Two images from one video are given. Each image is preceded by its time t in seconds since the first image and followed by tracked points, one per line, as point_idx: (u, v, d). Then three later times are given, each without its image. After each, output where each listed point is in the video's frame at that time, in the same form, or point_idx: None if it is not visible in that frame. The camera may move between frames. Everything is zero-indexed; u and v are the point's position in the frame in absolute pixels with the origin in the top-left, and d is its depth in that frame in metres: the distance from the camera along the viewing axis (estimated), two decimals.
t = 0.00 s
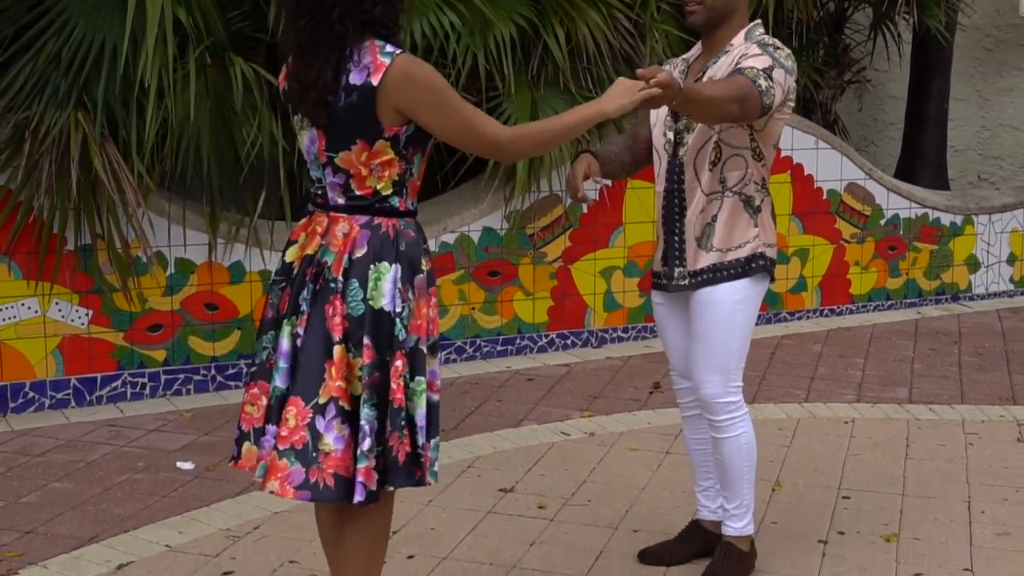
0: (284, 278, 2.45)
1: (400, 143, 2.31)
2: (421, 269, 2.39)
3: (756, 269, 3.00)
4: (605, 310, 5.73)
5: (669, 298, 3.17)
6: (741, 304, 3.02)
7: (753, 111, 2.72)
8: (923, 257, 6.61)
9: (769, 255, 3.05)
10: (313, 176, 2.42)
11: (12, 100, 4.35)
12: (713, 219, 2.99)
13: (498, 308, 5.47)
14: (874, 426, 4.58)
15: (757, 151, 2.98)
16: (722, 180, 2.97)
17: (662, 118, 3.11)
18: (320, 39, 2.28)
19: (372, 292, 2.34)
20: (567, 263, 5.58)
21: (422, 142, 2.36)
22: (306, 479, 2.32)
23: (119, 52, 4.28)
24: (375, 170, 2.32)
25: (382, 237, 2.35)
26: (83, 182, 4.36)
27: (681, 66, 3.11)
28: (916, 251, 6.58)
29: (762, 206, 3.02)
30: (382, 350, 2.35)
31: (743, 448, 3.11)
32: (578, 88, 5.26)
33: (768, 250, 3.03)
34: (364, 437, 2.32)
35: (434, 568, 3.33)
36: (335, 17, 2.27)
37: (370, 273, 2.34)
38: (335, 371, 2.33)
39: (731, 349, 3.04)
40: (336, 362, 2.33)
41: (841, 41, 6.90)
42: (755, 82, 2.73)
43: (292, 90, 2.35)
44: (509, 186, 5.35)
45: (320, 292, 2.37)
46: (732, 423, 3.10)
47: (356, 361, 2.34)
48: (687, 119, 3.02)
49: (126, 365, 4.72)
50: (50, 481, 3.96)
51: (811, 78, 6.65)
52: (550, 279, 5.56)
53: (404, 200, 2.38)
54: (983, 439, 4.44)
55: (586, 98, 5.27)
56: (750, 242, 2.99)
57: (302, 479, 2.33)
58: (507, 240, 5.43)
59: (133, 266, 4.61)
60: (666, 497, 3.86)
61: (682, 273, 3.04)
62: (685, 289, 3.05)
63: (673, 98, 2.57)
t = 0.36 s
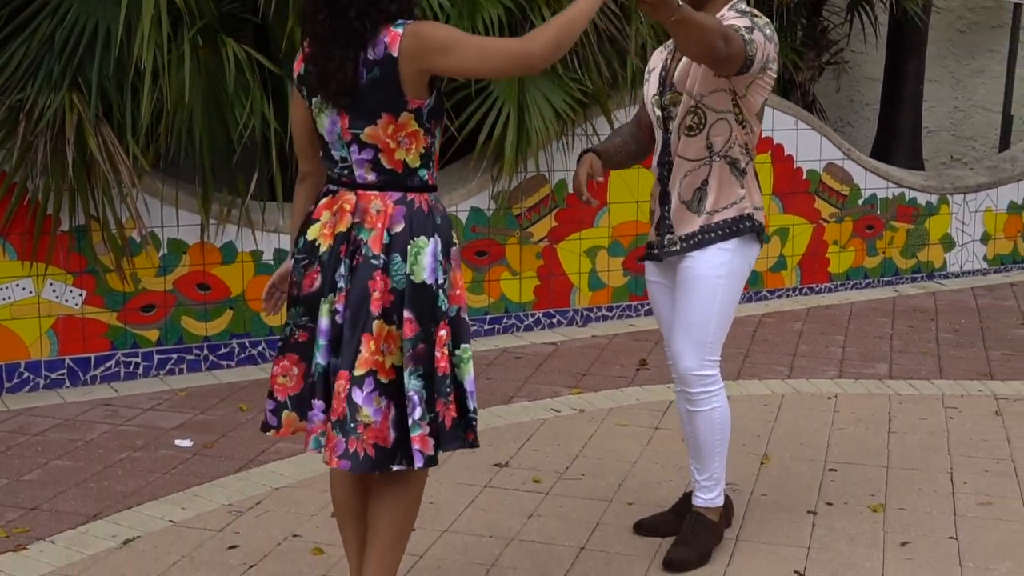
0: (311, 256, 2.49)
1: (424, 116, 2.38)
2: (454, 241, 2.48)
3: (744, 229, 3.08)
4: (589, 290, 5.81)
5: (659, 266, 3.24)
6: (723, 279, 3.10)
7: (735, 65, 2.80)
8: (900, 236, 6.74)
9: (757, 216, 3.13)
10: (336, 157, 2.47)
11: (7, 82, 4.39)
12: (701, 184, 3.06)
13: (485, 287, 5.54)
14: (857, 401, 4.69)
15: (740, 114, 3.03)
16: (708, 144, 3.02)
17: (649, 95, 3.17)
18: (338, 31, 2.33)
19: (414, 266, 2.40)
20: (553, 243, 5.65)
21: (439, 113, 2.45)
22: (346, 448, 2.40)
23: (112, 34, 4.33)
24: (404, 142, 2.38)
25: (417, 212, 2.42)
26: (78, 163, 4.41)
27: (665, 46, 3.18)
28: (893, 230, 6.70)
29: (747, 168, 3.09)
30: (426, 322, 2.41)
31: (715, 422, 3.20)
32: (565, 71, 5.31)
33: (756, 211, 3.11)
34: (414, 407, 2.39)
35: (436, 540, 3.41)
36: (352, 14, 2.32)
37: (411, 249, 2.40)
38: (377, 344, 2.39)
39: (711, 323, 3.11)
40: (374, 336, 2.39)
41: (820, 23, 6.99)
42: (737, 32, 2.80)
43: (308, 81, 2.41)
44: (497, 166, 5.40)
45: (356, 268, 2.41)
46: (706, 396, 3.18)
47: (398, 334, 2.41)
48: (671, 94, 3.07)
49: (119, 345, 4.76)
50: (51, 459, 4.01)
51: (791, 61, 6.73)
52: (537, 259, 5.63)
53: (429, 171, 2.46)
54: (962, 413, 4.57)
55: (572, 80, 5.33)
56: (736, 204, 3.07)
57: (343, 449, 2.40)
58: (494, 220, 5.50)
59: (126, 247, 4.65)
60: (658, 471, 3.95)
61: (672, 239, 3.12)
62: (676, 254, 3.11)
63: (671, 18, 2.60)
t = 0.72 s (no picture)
0: (328, 232, 2.55)
1: (433, 84, 2.47)
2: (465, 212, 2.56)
3: (723, 204, 3.13)
4: (570, 274, 5.89)
5: (641, 249, 3.31)
6: (703, 270, 3.16)
7: (708, 29, 2.92)
8: (871, 220, 6.86)
9: (736, 192, 3.19)
10: (353, 135, 2.54)
11: None
12: (680, 160, 3.12)
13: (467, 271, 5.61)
14: (835, 380, 4.81)
15: (718, 92, 3.12)
16: (685, 119, 3.11)
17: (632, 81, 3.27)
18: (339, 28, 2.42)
19: (430, 232, 2.47)
20: (534, 227, 5.73)
21: (450, 84, 2.54)
22: (410, 416, 2.45)
23: (102, 20, 4.38)
24: (413, 112, 2.47)
25: (427, 180, 2.50)
26: (67, 149, 4.44)
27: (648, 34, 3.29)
28: (864, 214, 6.82)
29: (726, 145, 3.16)
30: (461, 284, 2.50)
31: (694, 407, 3.29)
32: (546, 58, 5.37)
33: (734, 188, 3.17)
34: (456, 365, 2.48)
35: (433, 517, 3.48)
36: (355, 11, 2.40)
37: (425, 216, 2.48)
38: (417, 311, 2.44)
39: (691, 312, 3.19)
40: (415, 304, 2.44)
41: (791, 10, 7.10)
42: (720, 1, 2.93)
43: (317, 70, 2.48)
44: (480, 152, 5.39)
45: (372, 239, 2.48)
46: (685, 380, 3.28)
47: (432, 298, 2.46)
48: (653, 76, 3.19)
49: (107, 330, 4.80)
50: (46, 443, 4.06)
51: (764, 48, 6.84)
52: (518, 244, 5.71)
53: (439, 141, 2.54)
54: (937, 391, 4.69)
55: (553, 67, 5.40)
56: (715, 178, 3.13)
57: (407, 417, 2.46)
58: (476, 205, 5.56)
59: (113, 233, 4.68)
60: (646, 450, 4.04)
61: (654, 217, 3.14)
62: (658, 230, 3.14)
63: None
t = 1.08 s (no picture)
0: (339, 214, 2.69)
1: (424, 66, 2.52)
2: (451, 196, 2.56)
3: (695, 184, 3.20)
4: (546, 262, 5.97)
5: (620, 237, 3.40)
6: (677, 258, 3.24)
7: (668, 3, 3.01)
8: (839, 208, 7.00)
9: (710, 172, 3.25)
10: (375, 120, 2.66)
11: None
12: (652, 141, 3.19)
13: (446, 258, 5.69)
14: (808, 364, 4.93)
15: (690, 74, 3.19)
16: (657, 100, 3.19)
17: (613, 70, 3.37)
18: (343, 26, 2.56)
19: (403, 219, 2.52)
20: (511, 216, 5.81)
21: (453, 64, 2.56)
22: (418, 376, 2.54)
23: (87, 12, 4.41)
24: (406, 94, 2.54)
25: (411, 165, 2.55)
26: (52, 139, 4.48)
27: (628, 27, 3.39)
28: (832, 202, 6.96)
29: (699, 128, 3.23)
30: (431, 271, 2.52)
31: (673, 390, 3.38)
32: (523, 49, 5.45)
33: (707, 168, 3.24)
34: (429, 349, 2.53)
35: (425, 499, 3.56)
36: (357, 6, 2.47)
37: (400, 202, 2.53)
38: (381, 294, 2.52)
39: (666, 299, 3.27)
40: (376, 286, 2.53)
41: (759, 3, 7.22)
42: None
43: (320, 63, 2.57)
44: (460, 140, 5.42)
45: (359, 223, 2.59)
46: (664, 365, 3.36)
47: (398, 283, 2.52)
48: (629, 62, 3.30)
49: (91, 320, 4.83)
50: (36, 431, 4.09)
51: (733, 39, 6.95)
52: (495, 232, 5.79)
53: (434, 122, 2.56)
54: (908, 374, 4.82)
55: (530, 58, 5.48)
56: (687, 158, 3.20)
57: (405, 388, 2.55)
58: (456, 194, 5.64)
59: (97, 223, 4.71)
60: (629, 432, 4.14)
61: (626, 198, 3.22)
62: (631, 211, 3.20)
63: None
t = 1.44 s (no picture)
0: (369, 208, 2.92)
1: (399, 66, 2.63)
2: (431, 197, 2.69)
3: (673, 172, 3.26)
4: (523, 253, 6.06)
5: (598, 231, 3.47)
6: (660, 245, 3.31)
7: None
8: (806, 199, 7.14)
9: (689, 161, 3.32)
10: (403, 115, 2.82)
11: None
12: (629, 131, 3.28)
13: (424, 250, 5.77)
14: (781, 350, 5.05)
15: (665, 65, 3.27)
16: (634, 91, 3.27)
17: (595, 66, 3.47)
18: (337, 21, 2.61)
19: (384, 216, 2.69)
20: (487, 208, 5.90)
21: (428, 62, 2.61)
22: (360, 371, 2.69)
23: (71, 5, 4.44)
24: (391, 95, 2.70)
25: (395, 165, 2.70)
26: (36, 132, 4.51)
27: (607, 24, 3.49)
28: (800, 193, 7.10)
29: (678, 118, 3.30)
30: (407, 271, 2.68)
31: (657, 376, 3.43)
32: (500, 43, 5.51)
33: (687, 157, 3.31)
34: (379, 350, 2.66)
35: (417, 483, 3.64)
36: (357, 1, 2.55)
37: (383, 200, 2.70)
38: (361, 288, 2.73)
39: (646, 290, 3.34)
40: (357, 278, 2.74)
41: None
42: None
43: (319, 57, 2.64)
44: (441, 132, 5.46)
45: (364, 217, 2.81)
46: (648, 354, 3.42)
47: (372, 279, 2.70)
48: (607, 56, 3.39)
49: (74, 311, 4.86)
50: (25, 421, 4.13)
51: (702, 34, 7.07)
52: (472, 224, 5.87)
53: (412, 121, 2.67)
54: (878, 358, 4.95)
55: (506, 51, 5.55)
56: (665, 148, 3.27)
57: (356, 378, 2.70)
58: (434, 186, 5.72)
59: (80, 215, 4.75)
60: (611, 417, 4.24)
61: (606, 187, 3.31)
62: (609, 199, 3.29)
63: None
